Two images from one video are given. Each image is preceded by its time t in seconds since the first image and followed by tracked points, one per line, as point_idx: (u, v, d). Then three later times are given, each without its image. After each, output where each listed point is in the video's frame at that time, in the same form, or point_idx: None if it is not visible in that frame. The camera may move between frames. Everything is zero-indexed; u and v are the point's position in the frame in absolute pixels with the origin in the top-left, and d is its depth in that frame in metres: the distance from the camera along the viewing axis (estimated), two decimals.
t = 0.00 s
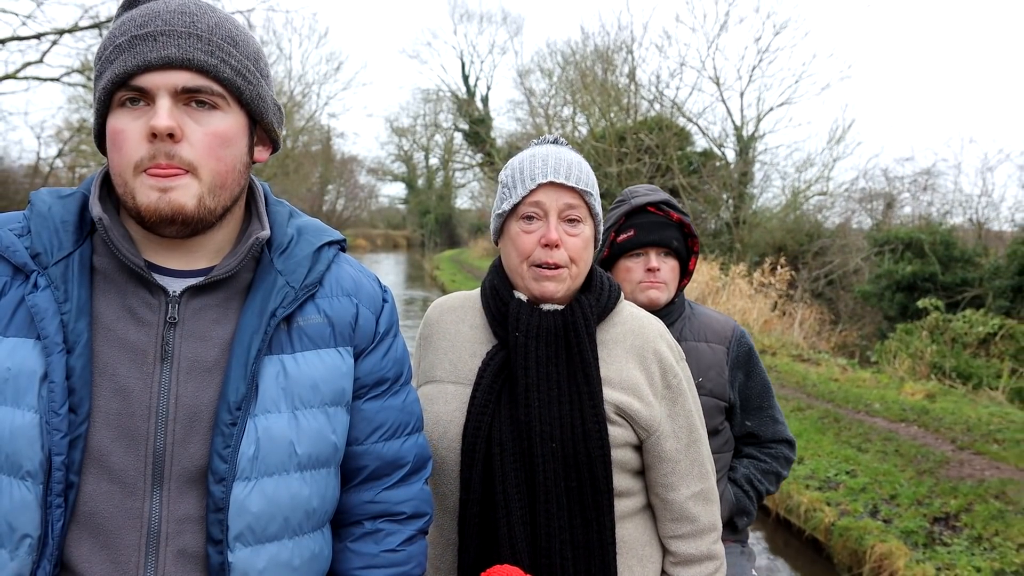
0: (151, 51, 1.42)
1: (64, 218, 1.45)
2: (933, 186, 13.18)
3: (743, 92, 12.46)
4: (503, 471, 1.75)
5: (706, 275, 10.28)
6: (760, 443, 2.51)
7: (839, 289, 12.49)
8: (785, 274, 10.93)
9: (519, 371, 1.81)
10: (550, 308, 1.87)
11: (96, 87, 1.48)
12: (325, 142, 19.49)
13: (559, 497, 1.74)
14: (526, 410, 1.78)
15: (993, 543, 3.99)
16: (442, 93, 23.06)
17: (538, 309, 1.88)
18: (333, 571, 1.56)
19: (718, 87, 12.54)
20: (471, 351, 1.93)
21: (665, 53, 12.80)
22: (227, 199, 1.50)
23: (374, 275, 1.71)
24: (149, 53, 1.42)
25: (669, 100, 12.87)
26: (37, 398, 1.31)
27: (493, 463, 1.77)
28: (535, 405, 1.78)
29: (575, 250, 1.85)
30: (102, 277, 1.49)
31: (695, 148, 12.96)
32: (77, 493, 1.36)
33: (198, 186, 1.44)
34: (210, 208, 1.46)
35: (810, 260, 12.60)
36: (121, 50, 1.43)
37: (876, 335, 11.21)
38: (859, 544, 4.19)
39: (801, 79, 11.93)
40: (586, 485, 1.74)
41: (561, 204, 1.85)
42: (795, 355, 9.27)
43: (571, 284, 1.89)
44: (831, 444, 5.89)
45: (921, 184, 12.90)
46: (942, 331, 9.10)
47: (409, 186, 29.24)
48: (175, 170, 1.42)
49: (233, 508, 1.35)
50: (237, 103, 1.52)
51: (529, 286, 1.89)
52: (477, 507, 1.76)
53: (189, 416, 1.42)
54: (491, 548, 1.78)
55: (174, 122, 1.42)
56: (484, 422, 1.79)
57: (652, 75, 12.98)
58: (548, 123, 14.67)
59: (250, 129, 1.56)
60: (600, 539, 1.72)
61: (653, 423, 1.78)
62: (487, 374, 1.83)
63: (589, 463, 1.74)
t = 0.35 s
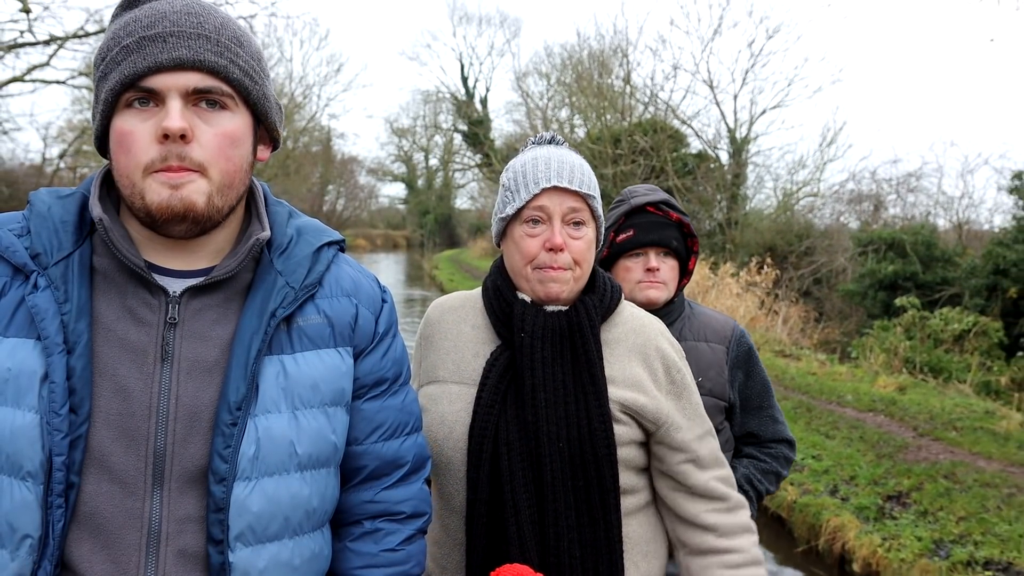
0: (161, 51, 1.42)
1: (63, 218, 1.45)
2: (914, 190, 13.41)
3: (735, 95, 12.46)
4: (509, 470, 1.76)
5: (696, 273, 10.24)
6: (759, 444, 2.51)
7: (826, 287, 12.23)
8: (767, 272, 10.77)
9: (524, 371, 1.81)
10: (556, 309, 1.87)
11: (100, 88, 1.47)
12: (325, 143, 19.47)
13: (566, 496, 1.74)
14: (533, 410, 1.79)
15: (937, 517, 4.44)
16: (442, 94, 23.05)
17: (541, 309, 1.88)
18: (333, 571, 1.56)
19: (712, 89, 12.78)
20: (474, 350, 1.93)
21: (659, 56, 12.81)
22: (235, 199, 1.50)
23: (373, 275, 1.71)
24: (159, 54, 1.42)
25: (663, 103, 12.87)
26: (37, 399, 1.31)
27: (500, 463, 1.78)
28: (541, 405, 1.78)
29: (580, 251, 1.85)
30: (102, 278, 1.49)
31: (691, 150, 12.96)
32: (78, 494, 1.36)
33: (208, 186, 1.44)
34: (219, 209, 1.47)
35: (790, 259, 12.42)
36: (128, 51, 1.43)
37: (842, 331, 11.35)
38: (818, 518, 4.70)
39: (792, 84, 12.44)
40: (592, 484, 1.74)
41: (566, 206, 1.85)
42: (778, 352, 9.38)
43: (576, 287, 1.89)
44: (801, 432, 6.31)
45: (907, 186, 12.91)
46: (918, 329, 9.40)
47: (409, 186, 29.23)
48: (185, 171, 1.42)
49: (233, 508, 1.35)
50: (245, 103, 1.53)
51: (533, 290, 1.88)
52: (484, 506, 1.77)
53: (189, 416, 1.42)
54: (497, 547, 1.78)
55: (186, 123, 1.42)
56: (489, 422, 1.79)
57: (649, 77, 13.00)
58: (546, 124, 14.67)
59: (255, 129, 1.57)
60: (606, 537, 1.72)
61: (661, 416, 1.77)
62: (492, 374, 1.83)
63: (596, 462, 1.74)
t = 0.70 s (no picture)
0: (172, 53, 1.43)
1: (61, 219, 1.46)
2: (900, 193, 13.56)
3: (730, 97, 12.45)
4: (510, 467, 1.76)
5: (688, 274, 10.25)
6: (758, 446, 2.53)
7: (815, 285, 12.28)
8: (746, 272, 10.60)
9: (524, 369, 1.82)
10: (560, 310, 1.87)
11: (104, 88, 1.46)
12: (325, 143, 19.41)
13: (565, 493, 1.73)
14: (532, 408, 1.78)
15: (891, 494, 4.80)
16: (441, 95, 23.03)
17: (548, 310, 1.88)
18: (331, 570, 1.56)
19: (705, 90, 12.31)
20: (477, 348, 1.93)
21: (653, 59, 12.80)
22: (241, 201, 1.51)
23: (372, 275, 1.71)
24: (171, 56, 1.43)
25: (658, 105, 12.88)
26: (35, 399, 1.31)
27: (500, 460, 1.78)
28: (540, 402, 1.78)
29: (596, 260, 1.86)
30: (100, 277, 1.49)
31: (686, 151, 12.86)
32: (76, 494, 1.36)
33: (216, 187, 1.45)
34: (227, 209, 1.48)
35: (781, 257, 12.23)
36: (137, 53, 1.43)
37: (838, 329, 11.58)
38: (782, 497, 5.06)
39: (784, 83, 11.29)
40: (591, 481, 1.73)
41: (583, 219, 1.85)
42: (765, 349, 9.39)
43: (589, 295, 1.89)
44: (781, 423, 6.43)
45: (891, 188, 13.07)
46: (896, 326, 9.81)
47: (409, 186, 29.22)
48: (194, 171, 1.43)
49: (231, 508, 1.35)
50: (250, 105, 1.55)
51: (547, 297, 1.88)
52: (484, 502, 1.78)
53: (187, 416, 1.43)
54: (497, 543, 1.79)
55: (196, 124, 1.43)
56: (490, 420, 1.81)
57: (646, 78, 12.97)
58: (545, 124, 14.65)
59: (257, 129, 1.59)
60: (606, 534, 1.72)
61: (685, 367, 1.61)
62: (493, 371, 1.85)
63: (595, 459, 1.72)
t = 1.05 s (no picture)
0: (183, 55, 1.43)
1: (58, 218, 1.46)
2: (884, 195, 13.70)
3: (723, 100, 12.44)
4: (503, 468, 1.77)
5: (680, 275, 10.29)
6: (771, 433, 2.39)
7: (803, 285, 12.63)
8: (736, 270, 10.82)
9: (519, 370, 1.82)
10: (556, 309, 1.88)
11: (111, 88, 1.46)
12: (325, 143, 19.41)
13: (559, 494, 1.74)
14: (528, 409, 1.79)
15: (851, 475, 5.36)
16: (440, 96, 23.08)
17: (543, 309, 1.89)
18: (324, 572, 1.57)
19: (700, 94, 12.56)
20: (473, 350, 1.94)
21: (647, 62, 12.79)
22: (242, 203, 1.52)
23: (368, 279, 1.72)
24: (181, 58, 1.43)
25: (653, 108, 12.88)
26: (29, 398, 1.31)
27: (493, 461, 1.79)
28: (535, 404, 1.78)
29: (586, 253, 1.86)
30: (96, 277, 1.50)
31: (682, 152, 12.81)
32: (68, 492, 1.37)
33: (221, 190, 1.46)
34: (229, 211, 1.49)
35: (769, 257, 12.50)
36: (148, 52, 1.43)
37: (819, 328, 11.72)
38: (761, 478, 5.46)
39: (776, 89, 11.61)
40: (585, 483, 1.73)
41: (572, 211, 1.86)
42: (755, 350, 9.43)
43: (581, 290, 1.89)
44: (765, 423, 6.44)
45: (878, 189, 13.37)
46: (876, 323, 10.33)
47: (409, 186, 29.27)
48: (200, 174, 1.44)
49: (224, 508, 1.36)
50: (255, 109, 1.56)
51: (539, 290, 1.89)
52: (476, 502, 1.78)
53: (181, 415, 1.43)
54: (489, 544, 1.80)
55: (204, 127, 1.44)
56: (484, 420, 1.81)
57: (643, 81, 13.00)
58: (543, 126, 14.67)
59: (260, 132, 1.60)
60: (599, 535, 1.72)
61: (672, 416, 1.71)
62: (489, 372, 1.85)
63: (589, 461, 1.73)
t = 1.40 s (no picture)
0: (177, 53, 1.44)
1: (55, 218, 1.46)
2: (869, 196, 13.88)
3: (717, 101, 12.45)
4: (498, 466, 1.77)
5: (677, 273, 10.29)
6: (788, 401, 2.44)
7: (792, 284, 12.56)
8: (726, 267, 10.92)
9: (513, 367, 1.82)
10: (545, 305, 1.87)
11: (105, 87, 1.46)
12: (324, 145, 19.44)
13: (554, 491, 1.74)
14: (522, 406, 1.79)
15: (816, 457, 6.10)
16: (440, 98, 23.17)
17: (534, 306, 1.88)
18: (322, 570, 1.57)
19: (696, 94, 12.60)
20: (470, 348, 1.94)
21: (642, 63, 12.80)
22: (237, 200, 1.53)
23: (364, 277, 1.73)
24: (176, 55, 1.43)
25: (648, 109, 12.90)
26: (28, 397, 1.32)
27: (489, 459, 1.79)
28: (530, 402, 1.78)
29: (576, 247, 1.85)
30: (92, 276, 1.50)
31: (677, 152, 12.83)
32: (67, 491, 1.37)
33: (218, 186, 1.47)
34: (225, 208, 1.49)
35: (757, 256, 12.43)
36: (142, 51, 1.43)
37: (802, 324, 11.66)
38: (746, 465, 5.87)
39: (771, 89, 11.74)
40: (580, 479, 1.73)
41: (560, 205, 1.86)
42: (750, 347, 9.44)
43: (569, 285, 1.89)
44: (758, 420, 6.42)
45: (862, 189, 13.43)
46: (859, 320, 10.43)
47: (408, 188, 29.31)
48: (197, 171, 1.44)
49: (222, 505, 1.36)
50: (249, 106, 1.57)
51: (527, 285, 1.89)
52: (471, 499, 1.78)
53: (179, 413, 1.43)
54: (485, 540, 1.79)
55: (200, 125, 1.44)
56: (478, 417, 1.81)
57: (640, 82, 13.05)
58: (540, 126, 14.71)
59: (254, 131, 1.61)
60: (594, 530, 1.72)
61: (645, 405, 1.74)
62: (483, 370, 1.85)
63: (583, 456, 1.74)
